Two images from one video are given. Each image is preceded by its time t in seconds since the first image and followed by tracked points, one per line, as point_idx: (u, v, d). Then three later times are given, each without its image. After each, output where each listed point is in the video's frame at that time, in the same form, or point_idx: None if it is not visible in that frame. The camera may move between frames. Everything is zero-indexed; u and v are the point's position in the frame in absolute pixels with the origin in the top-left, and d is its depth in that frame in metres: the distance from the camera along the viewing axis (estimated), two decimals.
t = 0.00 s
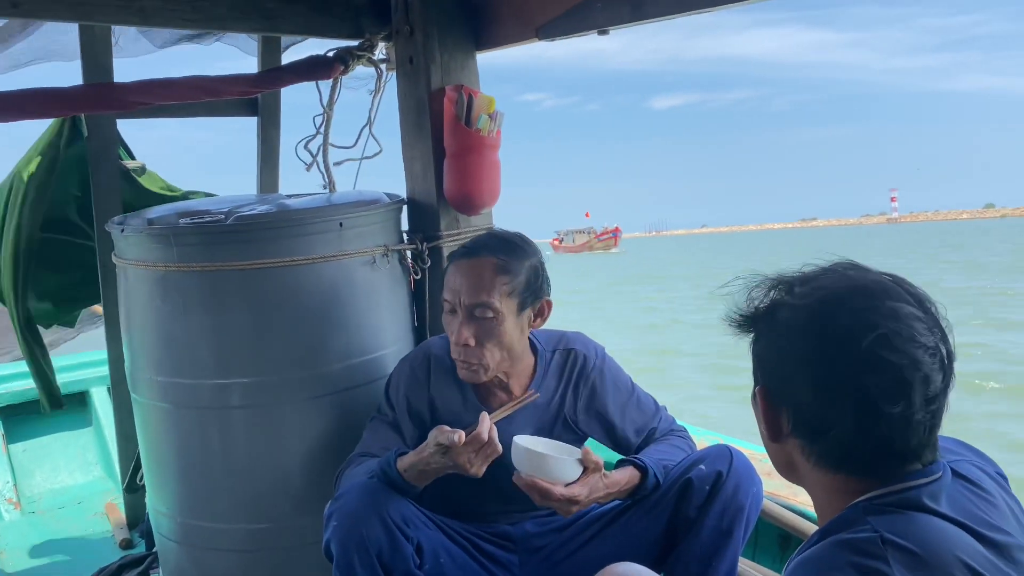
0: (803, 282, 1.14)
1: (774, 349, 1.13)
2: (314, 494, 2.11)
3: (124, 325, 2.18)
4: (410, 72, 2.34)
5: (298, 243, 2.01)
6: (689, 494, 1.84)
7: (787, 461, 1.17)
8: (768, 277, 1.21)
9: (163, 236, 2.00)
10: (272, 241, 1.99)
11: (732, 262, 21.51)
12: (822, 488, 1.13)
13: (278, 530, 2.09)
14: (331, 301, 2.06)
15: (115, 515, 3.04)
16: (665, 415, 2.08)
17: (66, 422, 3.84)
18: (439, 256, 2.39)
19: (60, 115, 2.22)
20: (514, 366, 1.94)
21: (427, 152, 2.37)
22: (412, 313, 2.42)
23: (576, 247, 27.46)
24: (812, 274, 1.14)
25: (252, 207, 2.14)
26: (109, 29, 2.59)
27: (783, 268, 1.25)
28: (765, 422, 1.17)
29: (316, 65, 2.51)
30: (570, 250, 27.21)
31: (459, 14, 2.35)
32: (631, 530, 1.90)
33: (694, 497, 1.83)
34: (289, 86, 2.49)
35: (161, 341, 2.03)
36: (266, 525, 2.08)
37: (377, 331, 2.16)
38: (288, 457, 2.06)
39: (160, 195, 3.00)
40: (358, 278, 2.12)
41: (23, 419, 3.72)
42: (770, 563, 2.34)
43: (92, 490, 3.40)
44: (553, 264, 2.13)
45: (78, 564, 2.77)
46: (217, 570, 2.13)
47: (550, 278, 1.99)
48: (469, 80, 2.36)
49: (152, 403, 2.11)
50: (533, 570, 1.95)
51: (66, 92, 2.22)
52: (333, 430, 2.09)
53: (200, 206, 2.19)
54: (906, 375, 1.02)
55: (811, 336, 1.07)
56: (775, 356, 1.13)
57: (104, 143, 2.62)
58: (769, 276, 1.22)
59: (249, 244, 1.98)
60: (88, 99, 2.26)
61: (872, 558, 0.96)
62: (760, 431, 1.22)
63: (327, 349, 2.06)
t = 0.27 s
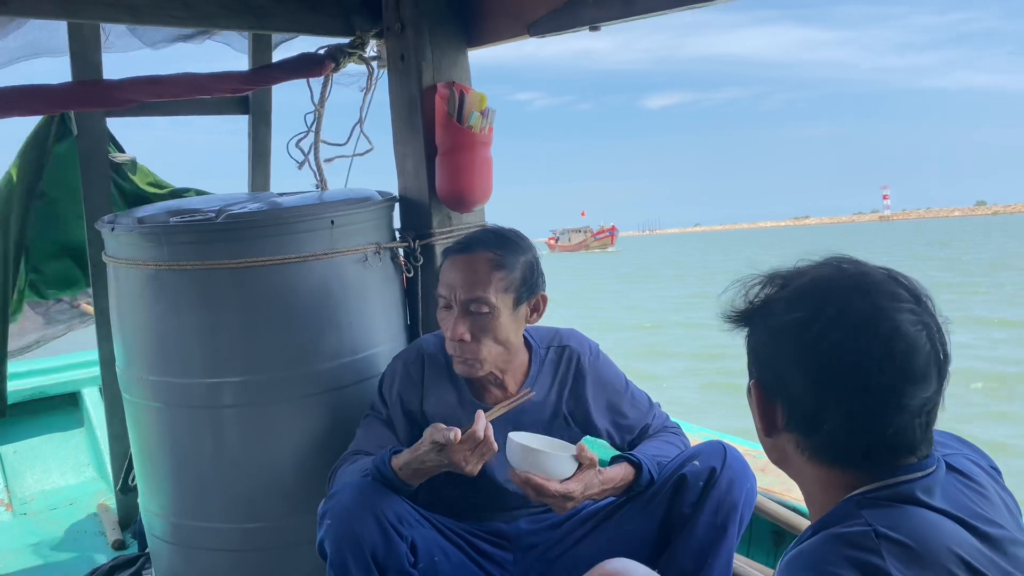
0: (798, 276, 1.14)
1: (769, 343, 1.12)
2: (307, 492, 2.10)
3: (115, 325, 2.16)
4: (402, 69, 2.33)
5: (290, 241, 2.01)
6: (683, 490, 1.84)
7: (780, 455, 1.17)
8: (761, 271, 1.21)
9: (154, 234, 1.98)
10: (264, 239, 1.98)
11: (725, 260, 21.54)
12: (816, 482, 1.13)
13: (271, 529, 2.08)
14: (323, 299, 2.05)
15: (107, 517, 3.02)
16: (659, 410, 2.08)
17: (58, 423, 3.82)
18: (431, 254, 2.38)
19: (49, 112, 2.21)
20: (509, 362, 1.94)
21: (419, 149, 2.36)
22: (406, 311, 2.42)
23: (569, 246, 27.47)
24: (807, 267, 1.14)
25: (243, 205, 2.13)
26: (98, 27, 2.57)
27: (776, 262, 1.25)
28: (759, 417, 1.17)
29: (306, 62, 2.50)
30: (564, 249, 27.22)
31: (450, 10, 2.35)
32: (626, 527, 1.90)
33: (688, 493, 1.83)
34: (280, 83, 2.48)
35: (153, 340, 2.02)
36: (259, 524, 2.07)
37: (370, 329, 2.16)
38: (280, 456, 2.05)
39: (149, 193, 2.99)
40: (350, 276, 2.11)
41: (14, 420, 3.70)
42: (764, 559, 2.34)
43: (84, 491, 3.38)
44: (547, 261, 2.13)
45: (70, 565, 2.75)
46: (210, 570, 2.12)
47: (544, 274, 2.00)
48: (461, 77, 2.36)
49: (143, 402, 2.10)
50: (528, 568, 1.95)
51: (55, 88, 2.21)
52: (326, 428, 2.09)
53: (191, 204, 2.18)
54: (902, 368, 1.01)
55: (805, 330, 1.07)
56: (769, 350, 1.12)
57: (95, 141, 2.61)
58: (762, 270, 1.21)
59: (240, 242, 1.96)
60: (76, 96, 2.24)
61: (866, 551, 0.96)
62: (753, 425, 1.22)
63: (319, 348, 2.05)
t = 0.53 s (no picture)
0: (795, 268, 1.14)
1: (767, 336, 1.12)
2: (303, 490, 2.10)
3: (110, 322, 2.16)
4: (396, 65, 2.33)
5: (285, 237, 2.00)
6: (679, 484, 1.84)
7: (778, 447, 1.17)
8: (758, 264, 1.21)
9: (149, 231, 1.98)
10: (259, 236, 1.98)
11: (720, 256, 21.57)
12: (813, 474, 1.13)
13: (268, 526, 2.08)
14: (319, 295, 2.05)
15: (103, 515, 3.02)
16: (655, 406, 2.07)
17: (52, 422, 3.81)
18: (426, 250, 2.38)
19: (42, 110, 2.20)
20: (506, 356, 1.94)
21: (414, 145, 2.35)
22: (402, 307, 2.42)
23: (565, 243, 27.47)
24: (804, 259, 1.14)
25: (238, 202, 2.12)
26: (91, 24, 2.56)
27: (772, 255, 1.25)
28: (757, 410, 1.17)
29: (300, 59, 2.49)
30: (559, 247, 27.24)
31: (444, 6, 2.34)
32: (622, 522, 1.90)
33: (684, 488, 1.83)
34: (274, 80, 2.48)
35: (148, 337, 2.02)
36: (255, 522, 2.06)
37: (366, 325, 2.15)
38: (277, 453, 2.05)
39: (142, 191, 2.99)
40: (346, 272, 2.11)
41: (8, 419, 3.69)
42: (761, 554, 2.35)
43: (79, 490, 3.37)
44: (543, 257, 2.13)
45: (66, 564, 2.75)
46: (206, 568, 2.12)
47: (540, 269, 1.99)
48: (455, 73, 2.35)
49: (138, 399, 2.10)
50: (524, 564, 1.95)
51: (48, 87, 2.20)
52: (322, 425, 2.08)
53: (186, 201, 2.17)
54: (899, 359, 1.01)
55: (801, 323, 1.07)
56: (767, 343, 1.12)
57: (88, 139, 2.60)
58: (758, 263, 1.22)
59: (234, 239, 1.96)
60: (69, 94, 2.24)
61: (865, 542, 0.96)
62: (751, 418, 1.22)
63: (315, 344, 2.05)
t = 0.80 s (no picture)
0: (794, 260, 1.15)
1: (766, 328, 1.13)
2: (302, 485, 2.10)
3: (108, 318, 2.16)
4: (393, 60, 2.33)
5: (282, 233, 2.00)
6: (678, 478, 1.84)
7: (777, 439, 1.18)
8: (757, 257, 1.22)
9: (146, 226, 1.98)
10: (257, 231, 1.98)
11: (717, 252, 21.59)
12: (811, 465, 1.13)
13: (267, 522, 2.08)
14: (316, 291, 2.05)
15: (101, 512, 3.02)
16: (653, 401, 2.07)
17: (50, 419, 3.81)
18: (424, 246, 2.38)
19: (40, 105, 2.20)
20: (506, 350, 1.94)
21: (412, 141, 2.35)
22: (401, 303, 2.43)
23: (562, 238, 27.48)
24: (804, 251, 1.14)
25: (235, 197, 2.12)
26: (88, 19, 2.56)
27: (771, 249, 1.25)
28: (756, 402, 1.18)
29: (298, 54, 2.49)
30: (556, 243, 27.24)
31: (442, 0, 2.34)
32: (620, 516, 1.91)
33: (683, 481, 1.84)
34: (272, 75, 2.47)
35: (146, 333, 2.01)
36: (254, 517, 2.07)
37: (364, 321, 2.16)
38: (275, 448, 2.05)
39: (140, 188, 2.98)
40: (344, 267, 2.11)
41: (6, 416, 3.69)
42: (759, 547, 2.36)
43: (78, 487, 3.37)
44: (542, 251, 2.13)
45: (65, 561, 2.75)
46: (206, 564, 2.12)
47: (541, 264, 1.99)
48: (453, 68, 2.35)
49: (137, 395, 2.10)
50: (523, 558, 1.96)
51: (47, 82, 2.20)
52: (321, 420, 2.09)
53: (184, 197, 2.17)
54: (898, 351, 1.02)
55: (799, 316, 1.08)
56: (766, 335, 1.13)
57: (85, 136, 2.59)
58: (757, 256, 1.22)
59: (232, 235, 1.96)
60: (66, 89, 2.23)
61: (864, 532, 0.96)
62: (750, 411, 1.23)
63: (314, 339, 2.05)
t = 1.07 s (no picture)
0: (794, 253, 1.15)
1: (765, 320, 1.13)
2: (300, 480, 2.10)
3: (105, 314, 2.15)
4: (390, 54, 2.33)
5: (280, 227, 2.00)
6: (676, 472, 1.84)
7: (775, 431, 1.18)
8: (756, 250, 1.22)
9: (144, 221, 1.97)
10: (255, 226, 1.97)
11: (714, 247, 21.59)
12: (810, 457, 1.13)
13: (265, 517, 2.08)
14: (314, 285, 2.04)
15: (99, 509, 3.01)
16: (652, 395, 2.08)
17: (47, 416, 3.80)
18: (422, 241, 2.38)
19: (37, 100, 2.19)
20: (505, 344, 1.94)
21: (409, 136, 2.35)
22: (398, 298, 2.43)
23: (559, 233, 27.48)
24: (803, 243, 1.14)
25: (233, 192, 2.12)
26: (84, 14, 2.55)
27: (770, 242, 1.25)
28: (755, 395, 1.18)
29: (295, 49, 2.48)
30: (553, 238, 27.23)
31: None
32: (619, 510, 1.91)
33: (681, 475, 1.84)
34: (269, 70, 2.47)
35: (143, 328, 2.01)
36: (253, 512, 2.07)
37: (362, 316, 2.15)
38: (273, 443, 2.05)
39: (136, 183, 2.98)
40: (342, 262, 2.11)
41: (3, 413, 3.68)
42: (757, 541, 2.36)
43: (75, 484, 3.37)
44: (540, 246, 2.13)
45: (64, 557, 2.75)
46: (204, 560, 2.12)
47: (541, 259, 2.00)
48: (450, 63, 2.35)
49: (134, 390, 2.09)
50: (522, 552, 1.95)
51: (44, 76, 2.19)
52: (318, 415, 2.08)
53: (181, 192, 2.17)
54: (897, 343, 1.02)
55: (798, 308, 1.08)
56: (765, 328, 1.13)
57: (82, 131, 2.59)
58: (756, 249, 1.22)
59: (229, 229, 1.96)
60: (63, 84, 2.22)
61: (862, 524, 0.97)
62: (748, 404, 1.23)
63: (312, 334, 2.05)
